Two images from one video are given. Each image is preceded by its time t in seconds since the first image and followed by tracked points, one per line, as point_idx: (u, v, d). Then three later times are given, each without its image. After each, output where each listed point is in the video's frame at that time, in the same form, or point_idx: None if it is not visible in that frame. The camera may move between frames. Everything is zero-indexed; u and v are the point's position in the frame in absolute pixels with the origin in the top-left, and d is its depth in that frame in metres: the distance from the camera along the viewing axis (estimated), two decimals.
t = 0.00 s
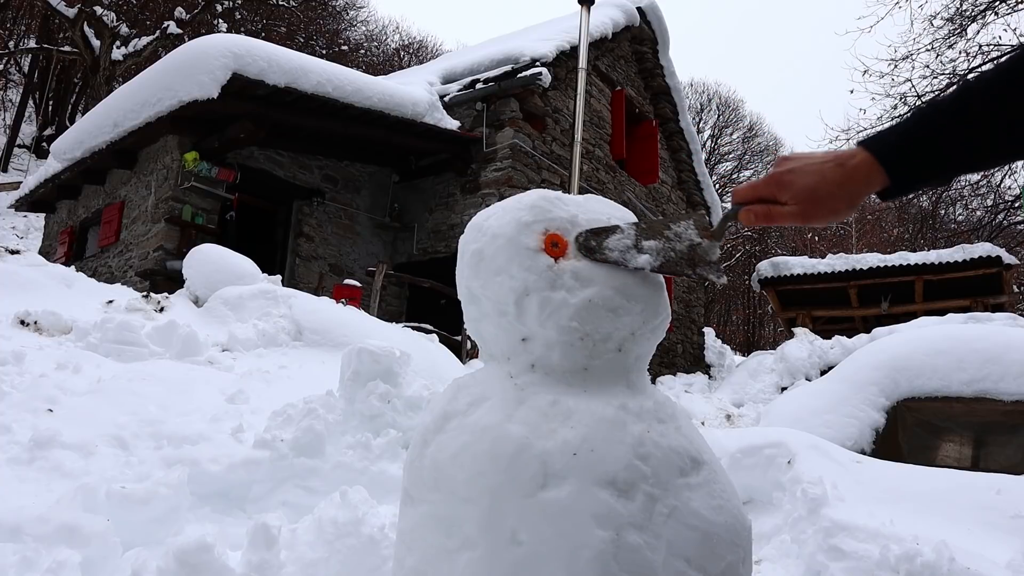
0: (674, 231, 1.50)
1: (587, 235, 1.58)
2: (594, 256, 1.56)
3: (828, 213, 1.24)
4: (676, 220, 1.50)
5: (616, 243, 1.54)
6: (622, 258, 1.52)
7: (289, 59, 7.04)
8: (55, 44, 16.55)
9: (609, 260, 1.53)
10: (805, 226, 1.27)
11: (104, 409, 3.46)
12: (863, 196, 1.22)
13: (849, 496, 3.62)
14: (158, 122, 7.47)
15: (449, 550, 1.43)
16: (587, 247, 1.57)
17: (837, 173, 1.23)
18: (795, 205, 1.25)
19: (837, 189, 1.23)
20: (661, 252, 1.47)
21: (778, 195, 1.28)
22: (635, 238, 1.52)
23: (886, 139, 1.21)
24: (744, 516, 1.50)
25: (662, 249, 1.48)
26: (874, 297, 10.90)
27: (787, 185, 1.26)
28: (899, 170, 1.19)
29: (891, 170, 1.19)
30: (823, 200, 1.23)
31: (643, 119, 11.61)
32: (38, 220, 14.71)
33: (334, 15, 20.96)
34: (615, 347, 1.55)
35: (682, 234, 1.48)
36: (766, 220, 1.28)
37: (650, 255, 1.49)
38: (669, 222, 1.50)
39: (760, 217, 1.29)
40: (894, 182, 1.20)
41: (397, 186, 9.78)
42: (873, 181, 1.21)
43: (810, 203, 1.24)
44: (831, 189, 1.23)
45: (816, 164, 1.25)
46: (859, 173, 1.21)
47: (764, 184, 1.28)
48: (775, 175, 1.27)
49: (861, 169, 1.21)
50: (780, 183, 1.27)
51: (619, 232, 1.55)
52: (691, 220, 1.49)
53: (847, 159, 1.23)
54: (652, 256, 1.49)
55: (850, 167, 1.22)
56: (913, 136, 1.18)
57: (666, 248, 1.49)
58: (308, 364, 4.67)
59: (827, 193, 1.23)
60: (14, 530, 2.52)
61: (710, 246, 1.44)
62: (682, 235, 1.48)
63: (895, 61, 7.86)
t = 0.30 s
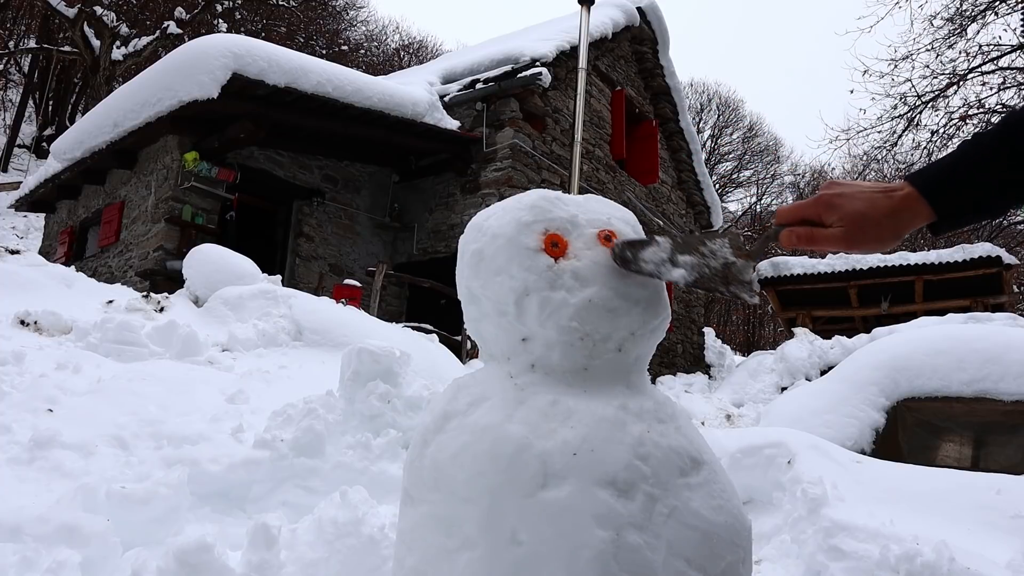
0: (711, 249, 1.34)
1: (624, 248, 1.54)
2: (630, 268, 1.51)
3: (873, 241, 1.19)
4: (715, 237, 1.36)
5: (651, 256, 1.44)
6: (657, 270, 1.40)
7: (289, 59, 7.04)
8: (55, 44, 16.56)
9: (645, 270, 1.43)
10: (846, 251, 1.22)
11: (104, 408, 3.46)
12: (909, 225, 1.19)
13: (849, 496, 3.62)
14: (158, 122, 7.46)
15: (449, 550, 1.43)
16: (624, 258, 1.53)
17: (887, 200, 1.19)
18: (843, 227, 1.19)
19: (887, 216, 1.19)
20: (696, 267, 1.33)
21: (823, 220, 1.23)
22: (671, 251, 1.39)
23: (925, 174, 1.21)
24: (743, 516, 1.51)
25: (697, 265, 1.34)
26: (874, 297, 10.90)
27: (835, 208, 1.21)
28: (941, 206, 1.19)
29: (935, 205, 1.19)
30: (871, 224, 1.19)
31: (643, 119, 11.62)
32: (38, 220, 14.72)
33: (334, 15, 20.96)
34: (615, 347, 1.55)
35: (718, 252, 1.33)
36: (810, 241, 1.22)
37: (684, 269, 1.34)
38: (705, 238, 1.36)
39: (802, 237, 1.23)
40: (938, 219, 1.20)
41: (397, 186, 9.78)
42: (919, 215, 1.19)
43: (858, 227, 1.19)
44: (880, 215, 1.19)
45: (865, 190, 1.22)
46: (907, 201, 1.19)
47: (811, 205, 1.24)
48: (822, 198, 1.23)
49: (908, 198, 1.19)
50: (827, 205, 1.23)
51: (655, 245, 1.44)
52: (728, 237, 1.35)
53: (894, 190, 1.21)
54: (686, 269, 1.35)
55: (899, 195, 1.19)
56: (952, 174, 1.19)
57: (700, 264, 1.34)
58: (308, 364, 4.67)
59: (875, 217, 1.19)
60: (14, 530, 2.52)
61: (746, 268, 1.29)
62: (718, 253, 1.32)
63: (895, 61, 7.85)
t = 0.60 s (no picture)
0: (718, 260, 1.45)
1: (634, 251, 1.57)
2: (637, 273, 1.54)
3: (874, 257, 1.21)
4: (723, 250, 1.46)
5: (660, 262, 1.51)
6: (664, 279, 1.49)
7: (289, 59, 7.04)
8: (55, 44, 16.56)
9: (652, 277, 1.50)
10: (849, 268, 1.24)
11: (104, 408, 3.46)
12: (912, 243, 1.20)
13: (849, 496, 3.62)
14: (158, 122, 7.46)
15: (449, 550, 1.43)
16: (631, 263, 1.56)
17: (887, 217, 1.21)
18: (843, 244, 1.22)
19: (887, 234, 1.20)
20: (703, 276, 1.42)
21: (826, 236, 1.25)
22: (680, 259, 1.49)
23: (933, 190, 1.21)
24: (743, 516, 1.50)
25: (704, 274, 1.44)
26: (874, 297, 10.90)
27: (837, 226, 1.23)
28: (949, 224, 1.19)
29: (938, 221, 1.19)
30: (872, 241, 1.21)
31: (643, 119, 11.62)
32: (38, 220, 14.72)
33: (334, 15, 20.94)
34: (615, 348, 1.56)
35: (726, 263, 1.44)
36: (811, 257, 1.24)
37: (691, 277, 1.43)
38: (713, 250, 1.46)
39: (804, 253, 1.25)
40: (942, 236, 1.20)
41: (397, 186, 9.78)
42: (922, 230, 1.19)
43: (859, 244, 1.21)
44: (881, 232, 1.20)
45: (868, 207, 1.23)
46: (909, 218, 1.20)
47: (812, 222, 1.26)
48: (825, 214, 1.25)
49: (911, 215, 1.20)
50: (830, 222, 1.25)
51: (664, 252, 1.52)
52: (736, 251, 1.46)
53: (897, 207, 1.21)
54: (693, 279, 1.43)
55: (900, 213, 1.20)
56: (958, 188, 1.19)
57: (708, 274, 1.43)
58: (308, 364, 4.67)
59: (875, 233, 1.21)
60: (13, 530, 2.52)
61: (752, 279, 1.38)
62: (725, 264, 1.44)
63: (895, 62, 7.84)
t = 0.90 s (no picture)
0: (716, 265, 1.43)
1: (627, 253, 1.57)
2: (630, 274, 1.55)
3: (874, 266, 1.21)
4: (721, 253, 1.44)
5: (654, 265, 1.51)
6: (658, 280, 1.49)
7: (289, 59, 7.04)
8: (55, 44, 16.56)
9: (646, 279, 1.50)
10: (847, 276, 1.24)
11: (104, 408, 3.46)
12: (913, 255, 1.19)
13: (849, 496, 3.62)
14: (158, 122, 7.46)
15: (449, 550, 1.43)
16: (624, 264, 1.56)
17: (890, 227, 1.20)
18: (843, 250, 1.22)
19: (889, 243, 1.20)
20: (697, 280, 1.41)
21: (826, 243, 1.25)
22: (675, 262, 1.48)
23: (942, 202, 1.19)
24: (744, 516, 1.50)
25: (700, 278, 1.43)
26: (874, 297, 10.90)
27: (838, 232, 1.24)
28: (955, 238, 1.17)
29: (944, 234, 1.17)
30: (872, 250, 1.21)
31: (643, 119, 11.62)
32: (38, 220, 14.71)
33: (334, 15, 20.92)
34: (615, 347, 1.56)
35: (723, 268, 1.42)
36: (810, 265, 1.24)
37: (684, 281, 1.43)
38: (711, 253, 1.44)
39: (804, 260, 1.25)
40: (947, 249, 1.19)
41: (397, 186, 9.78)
42: (926, 243, 1.18)
43: (859, 252, 1.21)
44: (882, 241, 1.20)
45: (873, 217, 1.23)
46: (913, 228, 1.19)
47: (814, 227, 1.27)
48: (827, 222, 1.26)
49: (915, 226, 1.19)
50: (831, 229, 1.25)
51: (659, 255, 1.51)
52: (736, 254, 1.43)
53: (903, 217, 1.21)
54: (687, 282, 1.44)
55: (905, 222, 1.19)
56: (966, 201, 1.17)
57: (703, 277, 1.42)
58: (308, 364, 4.67)
59: (875, 245, 1.21)
60: (14, 530, 2.52)
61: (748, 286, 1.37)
62: (723, 268, 1.42)
63: (895, 62, 7.83)
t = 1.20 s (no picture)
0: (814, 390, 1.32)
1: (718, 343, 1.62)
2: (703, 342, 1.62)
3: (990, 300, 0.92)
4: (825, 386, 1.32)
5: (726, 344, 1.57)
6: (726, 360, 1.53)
7: (289, 59, 7.04)
8: (55, 44, 16.57)
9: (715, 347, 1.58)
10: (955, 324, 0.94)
11: (104, 408, 3.46)
12: None
13: (849, 496, 3.62)
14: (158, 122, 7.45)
15: (449, 550, 1.43)
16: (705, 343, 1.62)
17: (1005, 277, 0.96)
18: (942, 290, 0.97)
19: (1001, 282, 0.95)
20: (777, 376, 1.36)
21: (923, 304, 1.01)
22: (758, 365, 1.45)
23: None
24: (744, 516, 1.50)
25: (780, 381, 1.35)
26: (874, 297, 10.89)
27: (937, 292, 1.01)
28: None
29: None
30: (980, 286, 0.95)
31: (643, 119, 11.62)
32: (38, 220, 14.71)
33: (334, 15, 20.90)
34: (615, 347, 1.56)
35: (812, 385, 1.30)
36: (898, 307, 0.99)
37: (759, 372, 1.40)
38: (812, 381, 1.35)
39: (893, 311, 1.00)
40: None
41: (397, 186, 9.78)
42: None
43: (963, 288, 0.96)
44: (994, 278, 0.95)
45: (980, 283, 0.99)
46: None
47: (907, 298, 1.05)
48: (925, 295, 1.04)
49: None
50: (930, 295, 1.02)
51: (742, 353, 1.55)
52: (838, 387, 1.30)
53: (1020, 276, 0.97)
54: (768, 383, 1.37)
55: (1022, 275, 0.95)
56: None
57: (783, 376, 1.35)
58: (308, 364, 4.67)
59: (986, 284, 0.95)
60: (13, 530, 2.52)
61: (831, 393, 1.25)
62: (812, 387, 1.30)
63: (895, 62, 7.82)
